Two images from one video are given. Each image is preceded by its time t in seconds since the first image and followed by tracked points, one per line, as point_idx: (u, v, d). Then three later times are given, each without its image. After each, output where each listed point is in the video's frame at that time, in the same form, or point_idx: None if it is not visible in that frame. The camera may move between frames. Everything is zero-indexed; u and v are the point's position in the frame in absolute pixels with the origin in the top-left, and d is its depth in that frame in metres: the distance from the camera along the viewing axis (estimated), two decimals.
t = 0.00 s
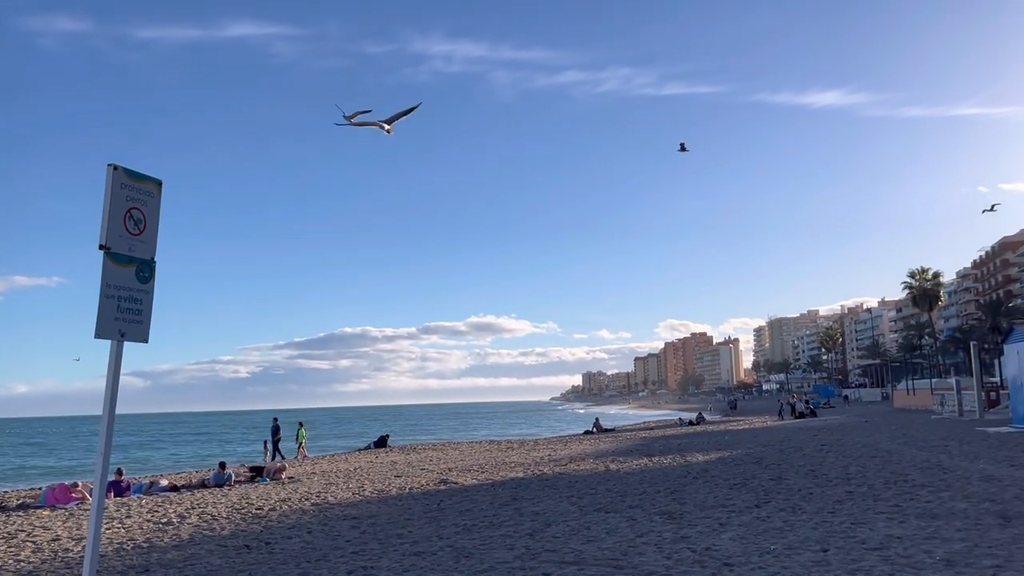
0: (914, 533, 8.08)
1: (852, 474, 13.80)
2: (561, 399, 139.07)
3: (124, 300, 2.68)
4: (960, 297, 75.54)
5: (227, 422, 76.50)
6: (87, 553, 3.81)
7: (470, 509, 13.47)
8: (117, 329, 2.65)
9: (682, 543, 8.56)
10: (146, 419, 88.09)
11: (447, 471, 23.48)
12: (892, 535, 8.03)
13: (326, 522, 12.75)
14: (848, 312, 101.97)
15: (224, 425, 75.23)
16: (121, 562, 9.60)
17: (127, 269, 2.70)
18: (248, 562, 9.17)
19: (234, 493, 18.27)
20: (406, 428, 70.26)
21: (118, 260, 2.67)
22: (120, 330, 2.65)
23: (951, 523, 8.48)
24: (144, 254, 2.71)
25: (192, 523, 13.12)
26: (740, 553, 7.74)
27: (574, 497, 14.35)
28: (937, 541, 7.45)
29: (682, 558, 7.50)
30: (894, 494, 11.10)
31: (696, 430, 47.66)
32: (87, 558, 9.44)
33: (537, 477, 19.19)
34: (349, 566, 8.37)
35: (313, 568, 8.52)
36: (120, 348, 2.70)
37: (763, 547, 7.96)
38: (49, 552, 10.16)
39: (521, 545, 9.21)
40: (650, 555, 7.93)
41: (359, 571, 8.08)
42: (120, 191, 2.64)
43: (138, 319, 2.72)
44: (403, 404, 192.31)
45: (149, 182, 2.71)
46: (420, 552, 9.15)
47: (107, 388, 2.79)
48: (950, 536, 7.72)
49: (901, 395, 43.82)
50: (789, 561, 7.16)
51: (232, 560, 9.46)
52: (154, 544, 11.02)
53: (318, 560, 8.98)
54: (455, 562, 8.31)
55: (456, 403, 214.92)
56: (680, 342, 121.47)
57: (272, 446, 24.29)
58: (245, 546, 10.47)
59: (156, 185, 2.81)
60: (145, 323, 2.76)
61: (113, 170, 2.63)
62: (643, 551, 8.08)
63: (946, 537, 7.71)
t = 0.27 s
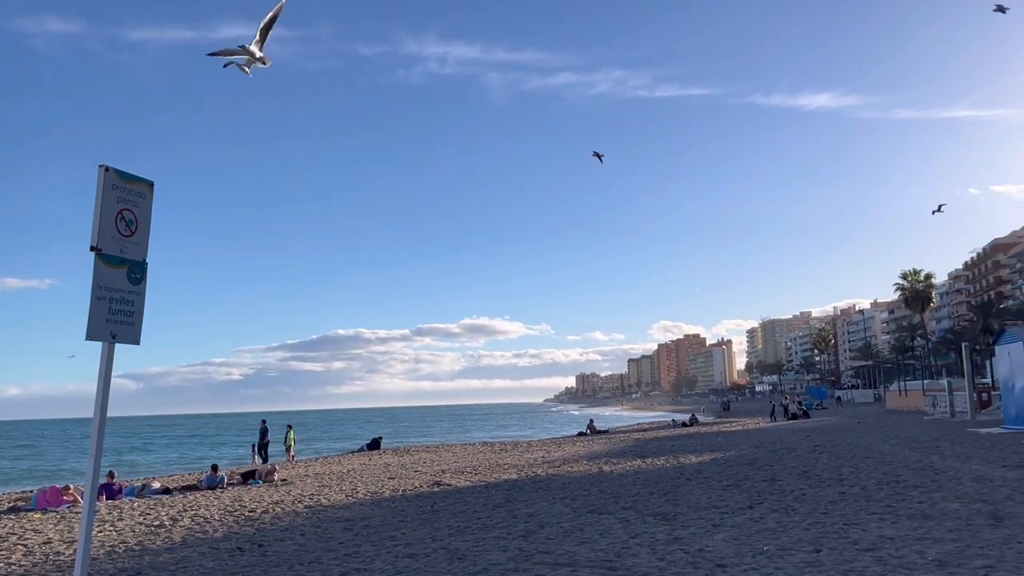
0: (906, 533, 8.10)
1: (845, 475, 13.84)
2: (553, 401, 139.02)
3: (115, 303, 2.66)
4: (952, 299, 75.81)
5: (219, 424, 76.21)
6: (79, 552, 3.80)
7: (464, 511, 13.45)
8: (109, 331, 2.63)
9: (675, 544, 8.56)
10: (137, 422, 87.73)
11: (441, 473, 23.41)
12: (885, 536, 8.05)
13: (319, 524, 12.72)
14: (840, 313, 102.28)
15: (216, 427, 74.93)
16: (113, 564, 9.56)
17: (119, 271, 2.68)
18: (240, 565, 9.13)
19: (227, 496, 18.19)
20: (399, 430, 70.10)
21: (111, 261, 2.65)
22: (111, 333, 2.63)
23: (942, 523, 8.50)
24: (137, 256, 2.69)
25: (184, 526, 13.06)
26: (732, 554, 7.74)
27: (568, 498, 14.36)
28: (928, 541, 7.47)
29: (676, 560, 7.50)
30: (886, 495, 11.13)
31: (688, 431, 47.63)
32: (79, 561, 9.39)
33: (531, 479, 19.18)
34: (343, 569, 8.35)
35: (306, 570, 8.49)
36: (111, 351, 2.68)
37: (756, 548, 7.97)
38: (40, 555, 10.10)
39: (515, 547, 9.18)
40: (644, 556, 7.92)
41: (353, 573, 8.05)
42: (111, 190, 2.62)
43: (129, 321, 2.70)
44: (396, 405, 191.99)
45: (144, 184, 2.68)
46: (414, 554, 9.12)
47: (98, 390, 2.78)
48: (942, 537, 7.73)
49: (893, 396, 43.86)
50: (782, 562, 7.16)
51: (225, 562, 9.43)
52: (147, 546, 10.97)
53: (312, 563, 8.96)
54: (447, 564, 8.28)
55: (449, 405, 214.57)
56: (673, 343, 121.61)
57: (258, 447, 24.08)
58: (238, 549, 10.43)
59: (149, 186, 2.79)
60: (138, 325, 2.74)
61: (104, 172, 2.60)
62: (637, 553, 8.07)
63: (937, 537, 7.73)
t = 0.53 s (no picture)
0: (900, 534, 8.13)
1: (840, 476, 13.88)
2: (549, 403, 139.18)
3: (110, 306, 2.65)
4: (946, 300, 76.05)
5: (214, 426, 76.05)
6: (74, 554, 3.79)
7: (459, 513, 13.43)
8: (103, 334, 2.62)
9: (671, 546, 8.56)
10: (133, 424, 87.66)
11: (437, 474, 23.40)
12: (880, 537, 8.07)
13: (315, 526, 12.69)
14: (835, 314, 102.54)
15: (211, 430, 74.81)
16: (107, 568, 9.52)
17: (114, 274, 2.67)
18: (236, 567, 9.13)
19: (222, 499, 18.13)
20: (394, 432, 69.94)
21: (105, 263, 2.63)
22: (106, 335, 2.62)
23: (937, 524, 8.53)
24: (131, 258, 2.68)
25: (179, 528, 13.03)
26: (728, 555, 7.76)
27: (563, 500, 14.36)
28: (923, 542, 7.50)
29: (671, 561, 7.49)
30: (881, 496, 11.17)
31: (684, 432, 47.65)
32: (74, 564, 9.35)
33: (527, 480, 19.18)
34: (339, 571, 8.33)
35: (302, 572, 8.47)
36: (106, 353, 2.67)
37: (752, 549, 7.96)
38: (34, 558, 10.06)
39: (510, 549, 9.18)
40: (640, 558, 7.91)
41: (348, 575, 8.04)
42: (105, 193, 2.60)
43: (125, 323, 2.69)
44: (391, 407, 191.77)
45: (137, 186, 2.67)
46: (410, 556, 9.10)
47: (93, 392, 2.77)
48: (937, 537, 7.76)
49: (888, 397, 43.87)
50: (777, 563, 7.18)
51: (219, 565, 9.39)
52: (142, 549, 10.93)
53: (307, 565, 8.93)
54: (443, 566, 8.27)
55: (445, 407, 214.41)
56: (668, 345, 121.88)
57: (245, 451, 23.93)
58: (233, 552, 10.40)
59: (144, 188, 2.77)
60: (133, 327, 2.73)
61: (98, 174, 2.58)
62: (632, 554, 8.07)
63: (933, 538, 7.74)
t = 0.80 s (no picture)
0: (897, 535, 8.16)
1: (837, 477, 13.91)
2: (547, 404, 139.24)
3: (107, 307, 2.67)
4: (943, 300, 76.16)
5: (212, 428, 76.00)
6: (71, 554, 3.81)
7: (457, 515, 13.44)
8: (100, 336, 2.64)
9: (668, 547, 8.58)
10: (131, 427, 87.60)
11: (434, 476, 23.39)
12: (877, 537, 8.11)
13: (312, 528, 12.69)
14: (832, 315, 102.70)
15: (209, 432, 74.76)
16: (103, 570, 9.52)
17: (112, 276, 2.70)
18: (233, 570, 9.15)
19: (219, 501, 18.13)
20: (392, 434, 69.90)
21: (102, 266, 2.66)
22: (102, 336, 2.64)
23: (933, 525, 8.56)
24: (129, 260, 2.71)
25: (176, 531, 13.03)
26: (725, 556, 7.78)
27: (561, 501, 14.38)
28: (920, 543, 7.54)
29: (668, 562, 7.52)
30: (877, 496, 11.20)
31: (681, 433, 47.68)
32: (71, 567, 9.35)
33: (525, 481, 19.18)
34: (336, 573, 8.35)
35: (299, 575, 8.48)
36: (103, 355, 2.69)
37: (749, 550, 8.00)
38: (31, 561, 10.06)
39: (508, 550, 9.21)
40: (637, 559, 7.94)
41: None
42: (102, 195, 2.63)
43: (122, 325, 2.72)
44: (389, 409, 191.74)
45: (135, 189, 2.71)
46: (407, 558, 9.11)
47: (91, 393, 2.80)
48: (933, 538, 7.79)
49: (885, 398, 43.96)
50: (774, 563, 7.20)
51: (216, 568, 9.40)
52: (139, 552, 10.94)
53: (304, 568, 8.94)
54: (440, 568, 8.29)
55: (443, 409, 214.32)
56: (665, 345, 122.00)
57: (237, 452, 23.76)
58: (230, 554, 10.40)
59: (140, 190, 2.81)
60: (130, 329, 2.75)
61: (95, 177, 2.61)
62: (629, 555, 8.10)
63: (930, 539, 7.77)
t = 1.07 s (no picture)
0: (896, 536, 8.18)
1: (834, 478, 13.93)
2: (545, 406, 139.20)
3: (104, 309, 2.70)
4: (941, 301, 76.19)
5: (211, 431, 75.97)
6: (69, 553, 3.83)
7: (456, 517, 13.45)
8: (99, 337, 2.67)
9: (666, 548, 8.60)
10: (130, 429, 87.55)
11: (432, 478, 23.38)
12: (876, 538, 8.13)
13: (310, 531, 12.69)
14: (830, 317, 102.76)
15: (208, 434, 74.73)
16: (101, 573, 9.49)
17: (110, 276, 2.73)
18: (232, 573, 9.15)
19: (217, 504, 18.12)
20: (391, 436, 69.79)
21: (101, 267, 2.69)
22: (101, 338, 2.67)
23: (931, 526, 8.58)
24: (127, 261, 2.75)
25: (174, 534, 13.00)
26: (723, 557, 7.79)
27: (559, 503, 14.39)
28: (918, 544, 7.56)
29: (665, 564, 7.52)
30: (876, 498, 11.22)
31: (679, 435, 47.69)
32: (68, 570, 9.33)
33: (523, 483, 19.19)
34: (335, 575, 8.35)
35: None
36: (101, 356, 2.72)
37: (747, 551, 8.01)
38: (29, 563, 10.04)
39: (506, 552, 9.22)
40: (635, 560, 7.94)
41: None
42: (100, 198, 2.66)
43: (119, 327, 2.75)
44: (387, 412, 191.55)
45: (133, 191, 2.75)
46: (405, 561, 9.12)
47: (89, 395, 2.81)
48: (932, 539, 7.81)
49: (883, 398, 43.97)
50: (772, 564, 7.21)
51: (214, 570, 9.40)
52: (137, 554, 10.93)
53: (302, 570, 8.94)
54: (439, 569, 8.30)
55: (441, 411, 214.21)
56: (663, 346, 122.01)
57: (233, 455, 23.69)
58: (228, 556, 10.40)
59: (138, 193, 2.85)
60: (127, 332, 2.79)
61: (94, 179, 2.64)
62: (628, 557, 8.11)
63: (927, 540, 7.79)
